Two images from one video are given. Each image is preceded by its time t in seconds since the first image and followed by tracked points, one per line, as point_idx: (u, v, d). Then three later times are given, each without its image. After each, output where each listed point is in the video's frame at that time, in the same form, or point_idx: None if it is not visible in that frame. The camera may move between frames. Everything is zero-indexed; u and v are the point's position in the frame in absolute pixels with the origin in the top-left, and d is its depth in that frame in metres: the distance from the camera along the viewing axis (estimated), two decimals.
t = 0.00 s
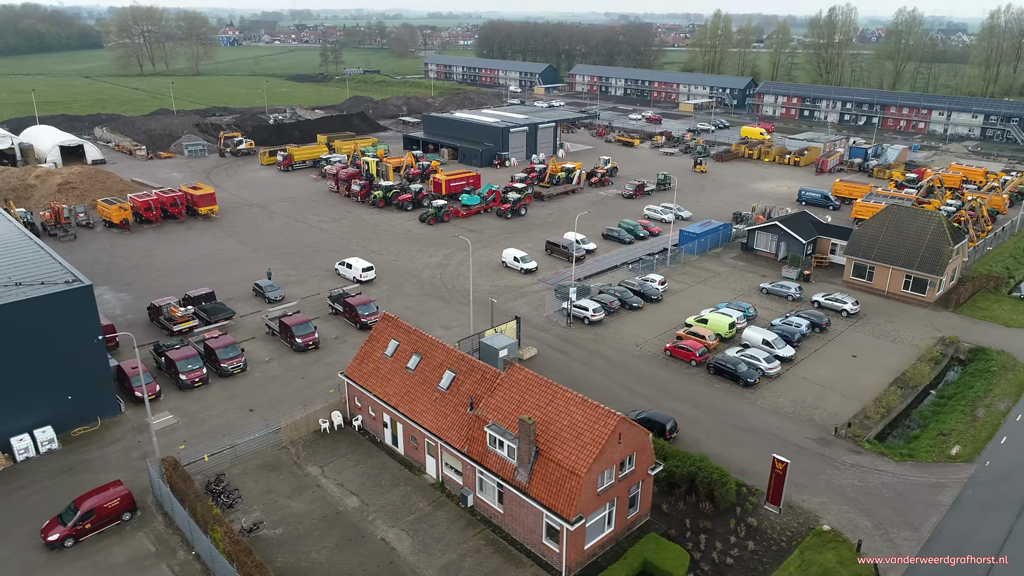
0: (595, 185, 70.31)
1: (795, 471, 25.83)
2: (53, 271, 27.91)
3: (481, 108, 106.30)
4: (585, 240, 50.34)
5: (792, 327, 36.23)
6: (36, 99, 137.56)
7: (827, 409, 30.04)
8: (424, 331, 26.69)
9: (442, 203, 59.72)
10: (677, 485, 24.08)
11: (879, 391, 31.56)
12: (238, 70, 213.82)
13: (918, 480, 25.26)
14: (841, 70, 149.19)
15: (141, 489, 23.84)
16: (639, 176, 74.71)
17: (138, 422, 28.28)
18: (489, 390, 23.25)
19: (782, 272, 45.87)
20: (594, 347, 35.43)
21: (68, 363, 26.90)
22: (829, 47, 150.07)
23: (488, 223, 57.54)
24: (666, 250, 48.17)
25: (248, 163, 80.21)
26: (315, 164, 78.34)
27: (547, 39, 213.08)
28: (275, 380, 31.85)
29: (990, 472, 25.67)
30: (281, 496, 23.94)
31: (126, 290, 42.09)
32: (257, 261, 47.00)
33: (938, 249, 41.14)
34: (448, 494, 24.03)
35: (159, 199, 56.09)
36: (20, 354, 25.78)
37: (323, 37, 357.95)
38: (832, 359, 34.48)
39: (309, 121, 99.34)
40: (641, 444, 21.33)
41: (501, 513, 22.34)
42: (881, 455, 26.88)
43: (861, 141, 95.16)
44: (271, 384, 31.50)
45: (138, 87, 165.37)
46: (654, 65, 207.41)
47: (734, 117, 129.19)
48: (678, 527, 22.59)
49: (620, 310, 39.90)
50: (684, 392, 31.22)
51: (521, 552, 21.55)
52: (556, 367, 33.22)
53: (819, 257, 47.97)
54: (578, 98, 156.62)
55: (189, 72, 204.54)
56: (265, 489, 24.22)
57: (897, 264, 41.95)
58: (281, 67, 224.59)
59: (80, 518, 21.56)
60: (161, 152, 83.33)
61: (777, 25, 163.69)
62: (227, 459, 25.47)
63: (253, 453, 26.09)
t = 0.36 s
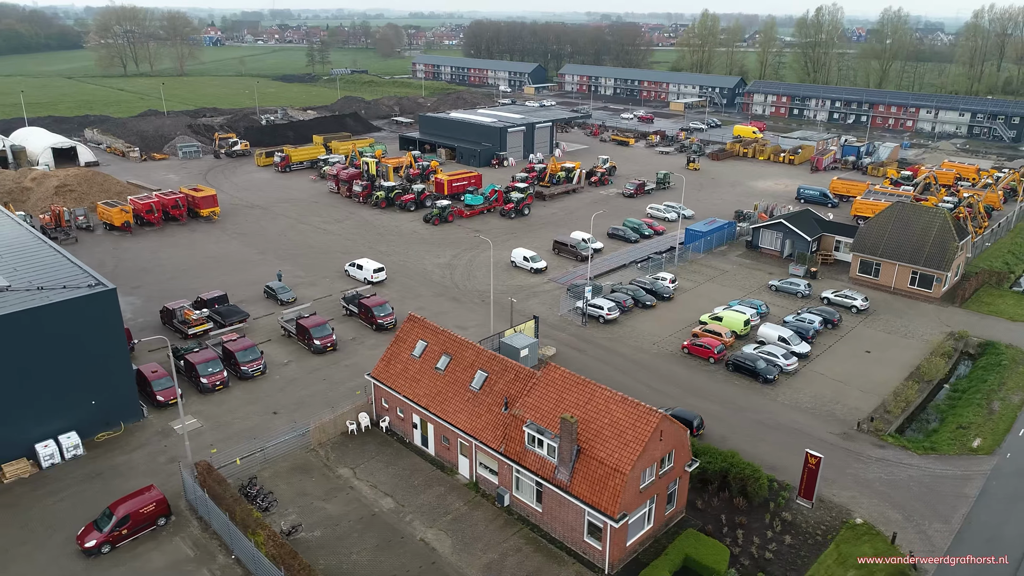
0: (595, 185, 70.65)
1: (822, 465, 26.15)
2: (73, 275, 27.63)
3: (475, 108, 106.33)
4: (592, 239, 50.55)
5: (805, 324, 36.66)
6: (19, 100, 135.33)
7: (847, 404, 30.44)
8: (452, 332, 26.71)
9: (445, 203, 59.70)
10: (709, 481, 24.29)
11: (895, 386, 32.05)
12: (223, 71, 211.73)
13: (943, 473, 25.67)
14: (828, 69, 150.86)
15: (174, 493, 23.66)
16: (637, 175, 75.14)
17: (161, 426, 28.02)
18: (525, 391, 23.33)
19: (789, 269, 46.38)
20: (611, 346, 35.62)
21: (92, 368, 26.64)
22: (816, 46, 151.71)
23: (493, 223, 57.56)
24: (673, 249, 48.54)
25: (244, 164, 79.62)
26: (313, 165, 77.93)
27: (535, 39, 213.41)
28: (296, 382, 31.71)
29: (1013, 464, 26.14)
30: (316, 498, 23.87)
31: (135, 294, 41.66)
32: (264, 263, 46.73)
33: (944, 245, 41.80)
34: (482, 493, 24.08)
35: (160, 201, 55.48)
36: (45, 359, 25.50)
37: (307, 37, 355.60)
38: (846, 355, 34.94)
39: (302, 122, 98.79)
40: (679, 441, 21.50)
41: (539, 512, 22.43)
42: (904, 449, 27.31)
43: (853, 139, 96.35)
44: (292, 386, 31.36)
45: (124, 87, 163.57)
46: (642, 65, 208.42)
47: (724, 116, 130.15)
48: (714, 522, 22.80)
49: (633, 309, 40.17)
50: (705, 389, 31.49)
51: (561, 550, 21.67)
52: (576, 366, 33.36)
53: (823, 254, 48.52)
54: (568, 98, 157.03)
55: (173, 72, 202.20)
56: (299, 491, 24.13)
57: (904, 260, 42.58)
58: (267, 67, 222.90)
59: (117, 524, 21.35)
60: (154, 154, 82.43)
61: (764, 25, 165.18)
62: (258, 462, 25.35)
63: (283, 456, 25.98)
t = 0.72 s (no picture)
0: (588, 184, 71.00)
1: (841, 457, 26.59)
2: (85, 280, 27.14)
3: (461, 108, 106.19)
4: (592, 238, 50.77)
5: (811, 319, 37.21)
6: None
7: (858, 397, 31.00)
8: (473, 333, 26.70)
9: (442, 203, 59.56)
10: (734, 476, 24.56)
11: (903, 379, 32.70)
12: (200, 71, 208.73)
13: (958, 463, 26.26)
14: (806, 68, 153.09)
15: (200, 498, 23.42)
16: (628, 174, 75.62)
17: (178, 432, 27.64)
18: (553, 390, 23.40)
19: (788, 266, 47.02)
20: (622, 344, 35.85)
21: (107, 375, 26.21)
22: (794, 45, 153.79)
23: (490, 223, 57.54)
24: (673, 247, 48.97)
25: (232, 166, 78.67)
26: (302, 166, 77.21)
27: (516, 39, 213.55)
28: (311, 385, 31.47)
29: None
30: (344, 501, 23.72)
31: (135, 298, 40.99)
32: (264, 266, 46.26)
33: (939, 240, 42.71)
34: (511, 493, 24.12)
35: (152, 204, 54.56)
36: (60, 365, 25.01)
37: (283, 37, 351.89)
38: (852, 349, 35.55)
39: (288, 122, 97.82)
40: (710, 437, 21.75)
41: (571, 511, 22.52)
42: (918, 440, 27.89)
43: (835, 137, 97.93)
44: (307, 390, 31.12)
45: (99, 88, 160.51)
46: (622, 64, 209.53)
47: (707, 114, 131.32)
48: (742, 516, 23.09)
49: (639, 307, 40.46)
50: (718, 385, 31.84)
51: (595, 548, 21.78)
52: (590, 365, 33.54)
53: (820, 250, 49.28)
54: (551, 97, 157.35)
55: (148, 73, 198.82)
56: (326, 495, 23.97)
57: (901, 256, 43.45)
58: (244, 67, 220.25)
59: (146, 532, 21.06)
60: (139, 156, 81.06)
61: (744, 24, 167.11)
62: (282, 467, 25.13)
63: (306, 459, 25.78)
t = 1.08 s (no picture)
0: (579, 183, 71.31)
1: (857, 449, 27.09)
2: (97, 286, 26.66)
3: (446, 108, 105.92)
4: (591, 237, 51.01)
5: (814, 315, 37.81)
6: None
7: (867, 391, 31.57)
8: (494, 333, 26.70)
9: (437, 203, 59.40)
10: (757, 471, 24.84)
11: (908, 372, 33.37)
12: (175, 72, 205.46)
13: (971, 453, 26.89)
14: (784, 67, 155.29)
15: (225, 505, 23.12)
16: (618, 173, 76.06)
17: (194, 438, 27.26)
18: (581, 389, 23.50)
19: (785, 262, 47.71)
20: (631, 342, 36.10)
21: (123, 381, 25.77)
22: (772, 45, 155.89)
23: (486, 223, 57.52)
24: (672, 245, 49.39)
25: (218, 168, 77.64)
26: (290, 167, 76.41)
27: (495, 38, 213.61)
28: (325, 388, 31.26)
29: None
30: (372, 505, 23.57)
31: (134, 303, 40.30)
32: (264, 269, 45.75)
33: (934, 235, 43.68)
34: (539, 492, 24.17)
35: (144, 207, 53.63)
36: (76, 373, 24.53)
37: (257, 37, 348.23)
38: (856, 343, 36.20)
39: (272, 124, 96.76)
40: (739, 432, 22.03)
41: (602, 508, 22.64)
42: (929, 432, 28.50)
43: (817, 135, 99.46)
44: (322, 393, 30.88)
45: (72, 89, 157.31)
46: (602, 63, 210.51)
47: (689, 113, 132.46)
48: (768, 509, 23.42)
49: (644, 304, 40.75)
50: (730, 381, 32.21)
51: (627, 545, 21.93)
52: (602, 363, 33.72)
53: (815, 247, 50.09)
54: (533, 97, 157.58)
55: (121, 74, 195.14)
56: (353, 499, 23.80)
57: (896, 251, 44.39)
58: (219, 68, 217.37)
59: (176, 540, 20.74)
60: (122, 158, 79.62)
61: (722, 24, 168.99)
62: (305, 471, 24.90)
63: (328, 463, 25.56)
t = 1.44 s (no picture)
0: (572, 182, 71.56)
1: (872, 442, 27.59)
2: (112, 292, 26.23)
3: (432, 108, 105.58)
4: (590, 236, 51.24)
5: (818, 311, 38.40)
6: None
7: (876, 384, 32.16)
8: (515, 333, 26.73)
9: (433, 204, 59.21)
10: (780, 465, 25.15)
11: (913, 365, 34.05)
12: (149, 72, 202.07)
13: (982, 443, 27.52)
14: (762, 66, 157.19)
15: (254, 510, 22.89)
16: (609, 172, 76.48)
17: (212, 444, 26.91)
18: (609, 388, 23.62)
19: (783, 259, 48.37)
20: (641, 340, 36.36)
21: (141, 388, 25.39)
22: (751, 44, 157.74)
23: (483, 223, 57.47)
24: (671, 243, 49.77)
25: (205, 170, 76.58)
26: (279, 168, 75.60)
27: (475, 38, 213.36)
28: (339, 391, 31.04)
29: None
30: (401, 508, 23.47)
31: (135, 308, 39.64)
32: (264, 272, 45.26)
33: (930, 231, 44.61)
34: (566, 491, 24.27)
35: (136, 210, 52.71)
36: (94, 380, 24.10)
37: (231, 37, 343.91)
38: (860, 338, 36.83)
39: (257, 124, 95.62)
40: (768, 427, 22.32)
41: (633, 506, 22.80)
42: (940, 423, 29.14)
43: (800, 133, 100.91)
44: (337, 396, 30.67)
45: (45, 90, 154.06)
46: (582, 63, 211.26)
47: (671, 112, 133.47)
48: (794, 503, 23.75)
49: (650, 303, 41.03)
50: (742, 377, 32.60)
51: (659, 541, 22.12)
52: (614, 361, 33.93)
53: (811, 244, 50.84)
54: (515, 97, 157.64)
55: (94, 74, 191.26)
56: (381, 502, 23.69)
57: (893, 247, 45.28)
58: (195, 68, 214.34)
59: (210, 548, 20.48)
60: (105, 161, 78.18)
61: (701, 24, 170.49)
62: (331, 475, 24.72)
63: (352, 466, 25.40)
